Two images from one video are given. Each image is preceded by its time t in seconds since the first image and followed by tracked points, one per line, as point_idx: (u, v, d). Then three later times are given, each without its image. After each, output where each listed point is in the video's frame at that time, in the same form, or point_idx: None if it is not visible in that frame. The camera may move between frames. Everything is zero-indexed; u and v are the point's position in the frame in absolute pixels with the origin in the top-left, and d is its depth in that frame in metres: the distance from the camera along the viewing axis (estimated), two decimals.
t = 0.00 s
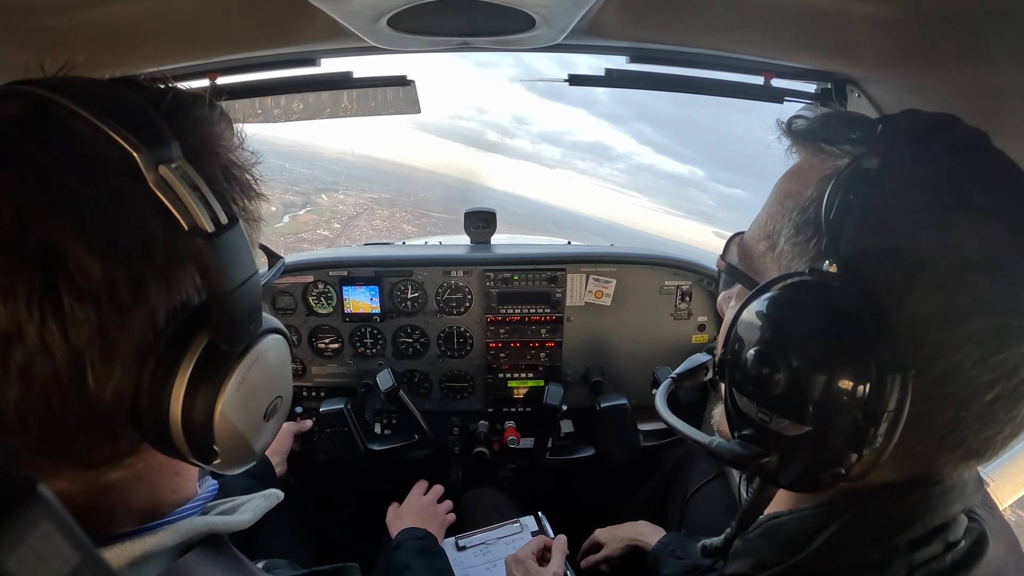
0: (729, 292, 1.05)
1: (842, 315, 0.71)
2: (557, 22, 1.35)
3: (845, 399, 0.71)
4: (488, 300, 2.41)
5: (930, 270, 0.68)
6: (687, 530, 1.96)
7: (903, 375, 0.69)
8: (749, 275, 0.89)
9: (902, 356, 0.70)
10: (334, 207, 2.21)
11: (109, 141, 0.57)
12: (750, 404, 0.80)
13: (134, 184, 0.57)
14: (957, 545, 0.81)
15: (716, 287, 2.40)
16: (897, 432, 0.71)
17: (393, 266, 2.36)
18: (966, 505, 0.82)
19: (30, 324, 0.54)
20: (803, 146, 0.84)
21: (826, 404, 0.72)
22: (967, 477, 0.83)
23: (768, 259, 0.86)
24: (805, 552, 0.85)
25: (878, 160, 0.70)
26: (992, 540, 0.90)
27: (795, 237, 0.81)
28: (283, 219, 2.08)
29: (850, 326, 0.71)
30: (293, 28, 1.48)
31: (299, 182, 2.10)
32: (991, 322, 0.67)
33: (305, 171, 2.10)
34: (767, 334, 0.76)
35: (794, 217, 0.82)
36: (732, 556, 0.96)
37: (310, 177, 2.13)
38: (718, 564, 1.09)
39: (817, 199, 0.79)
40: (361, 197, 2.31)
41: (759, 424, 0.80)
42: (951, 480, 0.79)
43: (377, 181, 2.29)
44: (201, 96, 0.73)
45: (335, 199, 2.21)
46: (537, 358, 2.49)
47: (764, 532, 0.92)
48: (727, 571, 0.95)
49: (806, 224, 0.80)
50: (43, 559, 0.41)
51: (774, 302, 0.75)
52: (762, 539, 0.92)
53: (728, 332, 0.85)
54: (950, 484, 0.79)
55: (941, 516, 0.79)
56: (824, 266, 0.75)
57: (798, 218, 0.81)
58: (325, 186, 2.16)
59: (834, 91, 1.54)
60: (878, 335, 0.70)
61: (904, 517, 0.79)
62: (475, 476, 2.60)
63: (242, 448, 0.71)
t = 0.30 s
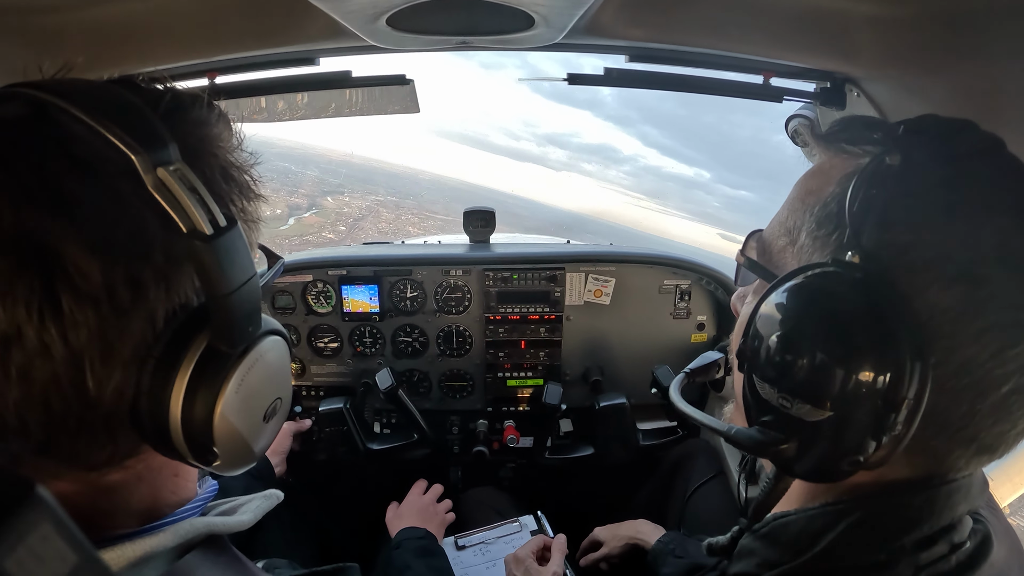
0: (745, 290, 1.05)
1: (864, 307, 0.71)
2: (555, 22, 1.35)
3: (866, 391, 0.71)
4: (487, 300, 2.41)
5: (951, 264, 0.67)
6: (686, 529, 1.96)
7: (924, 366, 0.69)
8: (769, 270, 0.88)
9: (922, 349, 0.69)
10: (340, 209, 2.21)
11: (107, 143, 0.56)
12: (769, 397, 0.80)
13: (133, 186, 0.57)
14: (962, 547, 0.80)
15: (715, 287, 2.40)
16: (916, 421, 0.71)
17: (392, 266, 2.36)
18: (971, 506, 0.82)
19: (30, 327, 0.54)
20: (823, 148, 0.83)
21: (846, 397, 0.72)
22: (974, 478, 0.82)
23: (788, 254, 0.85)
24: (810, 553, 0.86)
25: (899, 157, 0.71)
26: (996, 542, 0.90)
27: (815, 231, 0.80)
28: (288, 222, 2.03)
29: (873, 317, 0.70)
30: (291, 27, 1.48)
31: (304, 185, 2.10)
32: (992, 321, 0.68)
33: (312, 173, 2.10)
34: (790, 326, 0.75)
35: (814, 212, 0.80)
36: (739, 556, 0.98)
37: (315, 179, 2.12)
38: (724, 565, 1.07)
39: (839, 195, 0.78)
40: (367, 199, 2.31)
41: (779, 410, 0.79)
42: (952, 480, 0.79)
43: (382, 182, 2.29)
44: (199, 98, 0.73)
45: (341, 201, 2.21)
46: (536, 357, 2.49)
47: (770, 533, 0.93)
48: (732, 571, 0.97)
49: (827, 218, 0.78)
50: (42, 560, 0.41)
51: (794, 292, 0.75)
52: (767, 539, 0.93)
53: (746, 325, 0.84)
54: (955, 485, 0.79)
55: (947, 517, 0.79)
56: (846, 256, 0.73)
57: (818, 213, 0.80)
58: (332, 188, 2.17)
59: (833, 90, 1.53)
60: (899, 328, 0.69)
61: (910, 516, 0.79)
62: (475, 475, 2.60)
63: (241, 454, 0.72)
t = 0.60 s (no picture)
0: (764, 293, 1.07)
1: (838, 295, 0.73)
2: (552, 21, 1.36)
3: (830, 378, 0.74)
4: (483, 299, 2.41)
5: (928, 251, 0.68)
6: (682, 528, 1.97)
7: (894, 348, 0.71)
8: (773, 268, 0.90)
9: (898, 333, 0.70)
10: (342, 210, 2.43)
11: (97, 142, 0.56)
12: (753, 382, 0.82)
13: (123, 186, 0.57)
14: (962, 547, 0.81)
15: (712, 286, 2.40)
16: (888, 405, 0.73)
17: (388, 264, 2.36)
18: (972, 507, 0.83)
19: (18, 327, 0.54)
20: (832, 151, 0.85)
21: (820, 381, 0.74)
22: (975, 479, 0.83)
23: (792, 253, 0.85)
24: (814, 548, 0.86)
25: (884, 150, 0.73)
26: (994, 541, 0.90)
27: (812, 229, 0.80)
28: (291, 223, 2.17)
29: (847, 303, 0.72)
30: (287, 25, 1.47)
31: (308, 186, 2.30)
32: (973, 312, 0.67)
33: (313, 174, 2.29)
34: (770, 313, 0.77)
35: (812, 211, 0.81)
36: (739, 553, 0.98)
37: (316, 180, 2.31)
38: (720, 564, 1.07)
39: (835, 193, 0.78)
40: (370, 201, 2.48)
41: (758, 389, 0.81)
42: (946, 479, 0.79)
43: (382, 185, 2.48)
44: (189, 95, 0.73)
45: (343, 202, 2.42)
46: (532, 356, 2.49)
47: (771, 530, 0.94)
48: (731, 569, 0.97)
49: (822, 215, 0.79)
50: (39, 558, 0.41)
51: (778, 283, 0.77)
52: (769, 537, 0.94)
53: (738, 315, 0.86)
54: (959, 484, 0.80)
55: (948, 517, 0.80)
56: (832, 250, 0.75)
57: (815, 211, 0.81)
58: (333, 189, 2.35)
59: (829, 90, 1.54)
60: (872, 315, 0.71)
61: (912, 515, 0.79)
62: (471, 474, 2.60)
63: (233, 451, 0.72)
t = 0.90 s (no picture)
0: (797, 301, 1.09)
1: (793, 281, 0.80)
2: (550, 21, 1.36)
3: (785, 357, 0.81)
4: (482, 299, 2.41)
5: (871, 235, 0.72)
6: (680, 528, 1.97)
7: (843, 333, 0.75)
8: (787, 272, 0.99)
9: (846, 318, 0.74)
10: (348, 213, 2.34)
11: (100, 143, 0.57)
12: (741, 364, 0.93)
13: (125, 187, 0.57)
14: (966, 549, 0.82)
15: (711, 286, 2.41)
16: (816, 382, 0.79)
17: (387, 264, 2.36)
18: (975, 508, 0.83)
19: (20, 328, 0.54)
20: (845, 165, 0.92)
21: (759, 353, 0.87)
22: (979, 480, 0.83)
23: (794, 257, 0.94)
24: (817, 549, 0.86)
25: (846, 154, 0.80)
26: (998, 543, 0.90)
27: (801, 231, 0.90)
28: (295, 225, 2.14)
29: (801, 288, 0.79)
30: (284, 25, 1.47)
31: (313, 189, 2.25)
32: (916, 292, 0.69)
33: (319, 176, 2.24)
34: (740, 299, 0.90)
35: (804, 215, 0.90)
36: (744, 553, 0.99)
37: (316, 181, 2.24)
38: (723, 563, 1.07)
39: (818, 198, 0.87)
40: (375, 204, 2.41)
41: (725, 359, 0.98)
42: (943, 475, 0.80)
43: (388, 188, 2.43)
44: (192, 97, 0.73)
45: (349, 205, 2.33)
46: (531, 356, 2.50)
47: (774, 530, 0.94)
48: (735, 568, 0.98)
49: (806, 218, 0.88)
50: (37, 560, 0.41)
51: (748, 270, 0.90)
52: (772, 537, 0.94)
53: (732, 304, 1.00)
54: (961, 485, 0.81)
55: (952, 518, 0.81)
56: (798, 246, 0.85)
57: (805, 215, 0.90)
58: (338, 190, 2.30)
59: (828, 89, 1.53)
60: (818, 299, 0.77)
61: (915, 514, 0.80)
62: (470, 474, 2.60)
63: (234, 454, 0.71)
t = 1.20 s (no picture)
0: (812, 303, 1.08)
1: (791, 285, 0.89)
2: (551, 22, 1.36)
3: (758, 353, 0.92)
4: (484, 301, 2.41)
5: (856, 242, 0.78)
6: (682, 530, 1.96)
7: (830, 331, 0.82)
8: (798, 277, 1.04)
9: (833, 318, 0.81)
10: (356, 216, 2.37)
11: (103, 153, 0.57)
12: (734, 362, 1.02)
13: (126, 197, 0.57)
14: (972, 546, 0.82)
15: (713, 286, 2.41)
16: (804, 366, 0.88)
17: (389, 266, 2.36)
18: (982, 506, 0.83)
19: (18, 339, 0.54)
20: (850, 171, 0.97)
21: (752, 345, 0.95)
22: (986, 478, 0.82)
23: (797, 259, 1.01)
24: (822, 545, 0.86)
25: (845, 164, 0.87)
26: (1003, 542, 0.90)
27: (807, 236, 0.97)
28: (304, 228, 2.21)
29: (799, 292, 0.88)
30: (285, 27, 1.47)
31: (321, 192, 2.25)
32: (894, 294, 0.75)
33: (327, 179, 2.26)
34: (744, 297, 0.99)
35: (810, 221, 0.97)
36: (748, 548, 0.98)
37: (326, 186, 2.26)
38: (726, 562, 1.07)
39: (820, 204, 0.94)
40: (383, 206, 2.44)
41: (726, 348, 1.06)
42: (940, 466, 0.81)
43: (397, 188, 2.48)
44: (201, 102, 0.73)
45: (357, 208, 2.36)
46: (533, 358, 2.50)
47: (781, 524, 0.93)
48: (740, 563, 0.97)
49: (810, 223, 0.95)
50: (39, 564, 0.41)
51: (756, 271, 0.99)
52: (778, 532, 0.93)
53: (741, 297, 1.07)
54: (965, 482, 0.81)
55: (958, 515, 0.81)
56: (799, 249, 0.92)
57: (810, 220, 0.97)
58: (347, 195, 2.32)
59: (828, 90, 1.52)
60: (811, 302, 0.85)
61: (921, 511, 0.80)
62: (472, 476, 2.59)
63: (234, 469, 0.71)
